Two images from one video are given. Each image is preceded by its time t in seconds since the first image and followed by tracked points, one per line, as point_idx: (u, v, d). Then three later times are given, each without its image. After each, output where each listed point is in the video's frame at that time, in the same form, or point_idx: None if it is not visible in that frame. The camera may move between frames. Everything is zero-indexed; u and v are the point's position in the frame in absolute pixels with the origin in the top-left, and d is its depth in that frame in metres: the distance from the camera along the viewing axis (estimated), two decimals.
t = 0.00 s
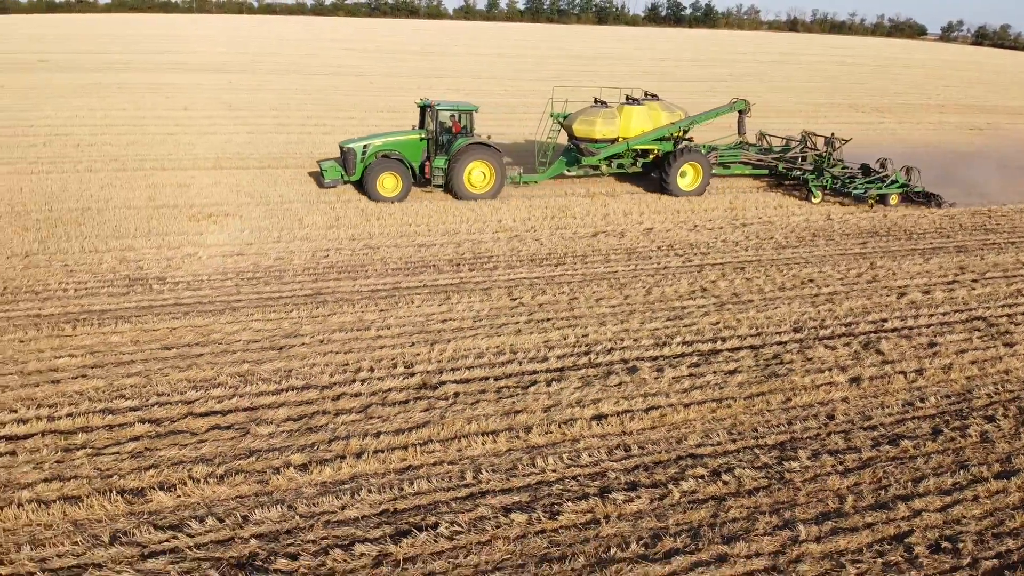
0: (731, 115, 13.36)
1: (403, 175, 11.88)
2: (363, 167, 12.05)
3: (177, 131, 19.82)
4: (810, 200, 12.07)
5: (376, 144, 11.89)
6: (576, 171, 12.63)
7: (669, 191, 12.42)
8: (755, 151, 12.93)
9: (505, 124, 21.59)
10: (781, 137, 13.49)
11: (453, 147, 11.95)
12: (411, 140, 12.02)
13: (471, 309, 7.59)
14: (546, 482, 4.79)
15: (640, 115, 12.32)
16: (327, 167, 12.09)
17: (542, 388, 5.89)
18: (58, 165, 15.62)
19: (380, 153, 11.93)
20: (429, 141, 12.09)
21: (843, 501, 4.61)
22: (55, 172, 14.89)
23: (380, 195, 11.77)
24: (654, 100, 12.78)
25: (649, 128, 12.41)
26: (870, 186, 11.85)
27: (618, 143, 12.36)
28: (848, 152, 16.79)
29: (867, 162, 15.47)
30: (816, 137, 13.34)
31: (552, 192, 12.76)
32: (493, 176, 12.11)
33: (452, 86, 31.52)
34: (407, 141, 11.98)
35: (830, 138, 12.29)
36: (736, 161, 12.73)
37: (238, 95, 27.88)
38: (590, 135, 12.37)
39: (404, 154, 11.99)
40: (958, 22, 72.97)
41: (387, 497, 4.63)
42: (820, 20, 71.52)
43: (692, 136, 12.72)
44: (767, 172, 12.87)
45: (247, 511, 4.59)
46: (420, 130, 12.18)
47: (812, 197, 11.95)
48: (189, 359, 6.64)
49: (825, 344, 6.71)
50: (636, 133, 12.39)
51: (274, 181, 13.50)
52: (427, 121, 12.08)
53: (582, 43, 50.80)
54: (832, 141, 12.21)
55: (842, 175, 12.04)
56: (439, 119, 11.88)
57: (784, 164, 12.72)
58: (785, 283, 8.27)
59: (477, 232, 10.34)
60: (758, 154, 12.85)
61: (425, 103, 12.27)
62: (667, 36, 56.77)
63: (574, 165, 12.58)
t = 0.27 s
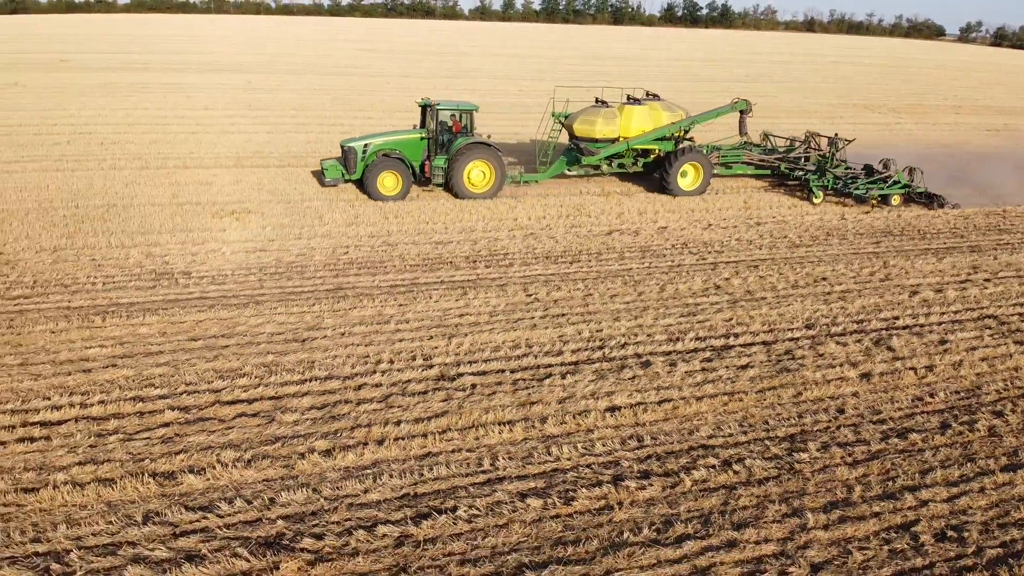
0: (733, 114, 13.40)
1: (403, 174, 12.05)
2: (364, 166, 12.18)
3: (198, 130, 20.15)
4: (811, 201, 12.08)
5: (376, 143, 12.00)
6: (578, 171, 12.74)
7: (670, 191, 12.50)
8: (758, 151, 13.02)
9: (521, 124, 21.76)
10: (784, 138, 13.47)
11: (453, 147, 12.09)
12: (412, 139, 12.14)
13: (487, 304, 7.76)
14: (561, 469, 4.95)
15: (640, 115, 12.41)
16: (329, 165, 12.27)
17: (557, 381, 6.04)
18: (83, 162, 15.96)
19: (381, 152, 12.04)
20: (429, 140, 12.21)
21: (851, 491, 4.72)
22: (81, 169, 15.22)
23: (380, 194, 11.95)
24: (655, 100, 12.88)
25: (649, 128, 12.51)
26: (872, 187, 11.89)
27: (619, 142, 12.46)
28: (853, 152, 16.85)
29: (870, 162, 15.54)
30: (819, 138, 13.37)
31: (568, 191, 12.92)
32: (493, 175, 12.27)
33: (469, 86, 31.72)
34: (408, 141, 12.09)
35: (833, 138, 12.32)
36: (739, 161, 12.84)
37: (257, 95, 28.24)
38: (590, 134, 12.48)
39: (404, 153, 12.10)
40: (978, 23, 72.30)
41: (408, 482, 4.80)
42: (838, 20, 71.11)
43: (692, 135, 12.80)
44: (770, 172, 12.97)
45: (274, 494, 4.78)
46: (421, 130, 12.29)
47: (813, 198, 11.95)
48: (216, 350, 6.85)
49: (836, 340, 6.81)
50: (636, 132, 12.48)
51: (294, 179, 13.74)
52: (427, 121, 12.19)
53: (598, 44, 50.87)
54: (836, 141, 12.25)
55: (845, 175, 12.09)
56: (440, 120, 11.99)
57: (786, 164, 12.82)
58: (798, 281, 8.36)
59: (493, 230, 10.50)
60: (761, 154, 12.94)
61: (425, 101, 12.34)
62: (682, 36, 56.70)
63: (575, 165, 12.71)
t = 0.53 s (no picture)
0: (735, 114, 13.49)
1: (403, 173, 12.21)
2: (366, 165, 12.39)
3: (219, 129, 20.47)
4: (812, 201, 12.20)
5: (377, 142, 12.20)
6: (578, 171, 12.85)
7: (671, 191, 12.57)
8: (761, 151, 12.96)
9: (537, 125, 21.91)
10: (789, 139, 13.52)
11: (453, 146, 12.25)
12: (412, 139, 12.32)
13: (503, 300, 7.93)
14: (576, 458, 5.10)
15: (640, 115, 12.53)
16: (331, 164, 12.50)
17: (572, 374, 6.19)
18: (108, 160, 16.29)
19: (382, 151, 12.25)
20: (429, 140, 12.37)
21: (860, 482, 4.84)
22: (106, 167, 15.55)
23: (381, 193, 12.12)
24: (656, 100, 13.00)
25: (649, 128, 12.63)
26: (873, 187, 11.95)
27: (619, 142, 12.57)
28: (855, 152, 16.96)
29: (872, 162, 15.61)
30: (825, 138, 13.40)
31: (582, 190, 13.09)
32: (493, 175, 12.40)
33: (484, 86, 31.92)
34: (408, 140, 12.28)
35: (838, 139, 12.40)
36: (741, 161, 12.80)
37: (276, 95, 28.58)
38: (591, 134, 12.60)
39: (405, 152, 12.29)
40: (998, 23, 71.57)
41: (428, 468, 4.98)
42: (855, 20, 70.65)
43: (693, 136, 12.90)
44: (772, 172, 12.89)
45: (299, 478, 4.97)
46: (422, 129, 12.46)
47: (814, 198, 12.04)
48: (241, 342, 7.07)
49: (847, 337, 6.92)
50: (636, 132, 12.60)
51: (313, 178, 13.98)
52: (428, 121, 12.36)
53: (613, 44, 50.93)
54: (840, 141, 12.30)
55: (847, 176, 12.15)
56: (440, 119, 12.16)
57: (789, 165, 12.72)
58: (811, 280, 8.46)
59: (510, 228, 10.67)
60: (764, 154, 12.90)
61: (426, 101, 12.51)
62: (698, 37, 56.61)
63: (575, 164, 12.82)
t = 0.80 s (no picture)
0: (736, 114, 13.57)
1: (404, 172, 12.37)
2: (367, 164, 12.53)
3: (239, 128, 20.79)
4: (812, 202, 12.24)
5: (378, 142, 12.35)
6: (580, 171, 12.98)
7: (671, 191, 12.67)
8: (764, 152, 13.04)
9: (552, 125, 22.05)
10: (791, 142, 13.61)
11: (454, 145, 12.43)
12: (413, 139, 12.49)
13: (519, 296, 8.09)
14: (590, 448, 5.25)
15: (641, 115, 12.64)
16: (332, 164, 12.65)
17: (586, 368, 6.35)
18: (131, 158, 16.62)
19: (383, 151, 12.39)
20: (430, 139, 12.55)
21: (868, 474, 4.96)
22: (130, 165, 15.87)
23: (382, 192, 12.30)
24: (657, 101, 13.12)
25: (650, 129, 12.73)
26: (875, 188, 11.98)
27: (620, 142, 12.68)
28: (856, 152, 17.05)
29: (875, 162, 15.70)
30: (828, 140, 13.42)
31: (596, 189, 13.24)
32: (493, 174, 12.58)
33: (500, 87, 32.10)
34: (409, 140, 12.44)
35: (841, 140, 12.47)
36: (743, 161, 12.89)
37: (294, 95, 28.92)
38: (592, 134, 12.72)
39: (405, 152, 12.45)
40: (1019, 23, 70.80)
41: (447, 456, 5.16)
42: (874, 20, 70.17)
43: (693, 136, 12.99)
44: (774, 172, 12.97)
45: (323, 464, 5.16)
46: (422, 129, 12.64)
47: (815, 198, 12.08)
48: (265, 335, 7.28)
49: (859, 335, 7.02)
50: (636, 133, 12.72)
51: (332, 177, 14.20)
52: (428, 121, 12.54)
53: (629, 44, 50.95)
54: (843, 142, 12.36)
55: (848, 177, 12.20)
56: (440, 119, 12.33)
57: (791, 165, 12.80)
58: (824, 279, 8.55)
59: (526, 227, 10.82)
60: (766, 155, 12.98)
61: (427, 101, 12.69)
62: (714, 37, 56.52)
63: (576, 164, 12.94)
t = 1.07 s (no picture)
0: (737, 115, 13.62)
1: (404, 172, 12.57)
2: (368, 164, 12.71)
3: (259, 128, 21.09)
4: (813, 203, 12.26)
5: (379, 142, 12.51)
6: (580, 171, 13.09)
7: (671, 191, 12.75)
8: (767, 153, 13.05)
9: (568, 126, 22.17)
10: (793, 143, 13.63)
11: (454, 146, 12.59)
12: (413, 139, 12.64)
13: (534, 294, 8.24)
14: (604, 441, 5.39)
15: (642, 116, 12.76)
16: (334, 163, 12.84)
17: (601, 364, 6.49)
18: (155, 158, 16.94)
19: (384, 151, 12.57)
20: (431, 140, 12.70)
21: (877, 468, 5.06)
22: (153, 164, 16.18)
23: (383, 192, 12.50)
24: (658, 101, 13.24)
25: (651, 129, 12.85)
26: (877, 190, 11.98)
27: (620, 143, 12.78)
28: (858, 152, 17.14)
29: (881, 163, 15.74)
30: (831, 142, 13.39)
31: (611, 190, 13.36)
32: (493, 174, 12.73)
33: (516, 87, 32.27)
34: (409, 140, 12.59)
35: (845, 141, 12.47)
36: (745, 162, 12.91)
37: (312, 95, 29.26)
38: (592, 134, 12.84)
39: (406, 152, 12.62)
40: None
41: (465, 446, 5.32)
42: (892, 21, 69.66)
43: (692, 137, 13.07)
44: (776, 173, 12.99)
45: (346, 453, 5.34)
46: (423, 129, 12.80)
47: (816, 200, 12.10)
48: (288, 329, 7.49)
49: (872, 334, 7.10)
50: (637, 133, 12.84)
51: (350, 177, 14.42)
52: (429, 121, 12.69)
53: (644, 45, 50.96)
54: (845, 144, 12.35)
55: (850, 178, 12.19)
56: (441, 120, 12.47)
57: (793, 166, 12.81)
58: (838, 279, 8.63)
59: (542, 226, 10.97)
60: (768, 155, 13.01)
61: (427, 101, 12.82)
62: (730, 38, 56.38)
63: (577, 164, 13.06)
